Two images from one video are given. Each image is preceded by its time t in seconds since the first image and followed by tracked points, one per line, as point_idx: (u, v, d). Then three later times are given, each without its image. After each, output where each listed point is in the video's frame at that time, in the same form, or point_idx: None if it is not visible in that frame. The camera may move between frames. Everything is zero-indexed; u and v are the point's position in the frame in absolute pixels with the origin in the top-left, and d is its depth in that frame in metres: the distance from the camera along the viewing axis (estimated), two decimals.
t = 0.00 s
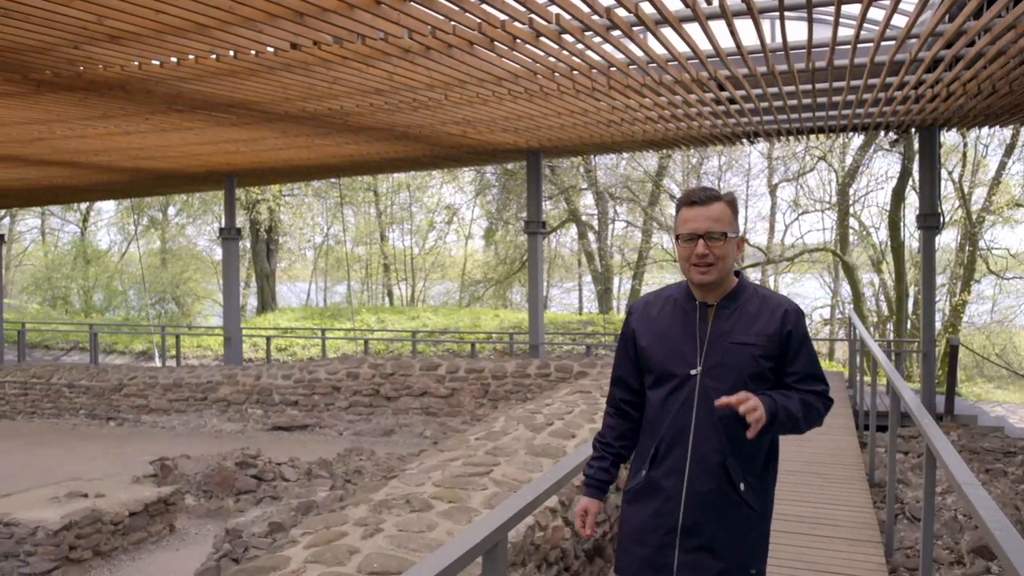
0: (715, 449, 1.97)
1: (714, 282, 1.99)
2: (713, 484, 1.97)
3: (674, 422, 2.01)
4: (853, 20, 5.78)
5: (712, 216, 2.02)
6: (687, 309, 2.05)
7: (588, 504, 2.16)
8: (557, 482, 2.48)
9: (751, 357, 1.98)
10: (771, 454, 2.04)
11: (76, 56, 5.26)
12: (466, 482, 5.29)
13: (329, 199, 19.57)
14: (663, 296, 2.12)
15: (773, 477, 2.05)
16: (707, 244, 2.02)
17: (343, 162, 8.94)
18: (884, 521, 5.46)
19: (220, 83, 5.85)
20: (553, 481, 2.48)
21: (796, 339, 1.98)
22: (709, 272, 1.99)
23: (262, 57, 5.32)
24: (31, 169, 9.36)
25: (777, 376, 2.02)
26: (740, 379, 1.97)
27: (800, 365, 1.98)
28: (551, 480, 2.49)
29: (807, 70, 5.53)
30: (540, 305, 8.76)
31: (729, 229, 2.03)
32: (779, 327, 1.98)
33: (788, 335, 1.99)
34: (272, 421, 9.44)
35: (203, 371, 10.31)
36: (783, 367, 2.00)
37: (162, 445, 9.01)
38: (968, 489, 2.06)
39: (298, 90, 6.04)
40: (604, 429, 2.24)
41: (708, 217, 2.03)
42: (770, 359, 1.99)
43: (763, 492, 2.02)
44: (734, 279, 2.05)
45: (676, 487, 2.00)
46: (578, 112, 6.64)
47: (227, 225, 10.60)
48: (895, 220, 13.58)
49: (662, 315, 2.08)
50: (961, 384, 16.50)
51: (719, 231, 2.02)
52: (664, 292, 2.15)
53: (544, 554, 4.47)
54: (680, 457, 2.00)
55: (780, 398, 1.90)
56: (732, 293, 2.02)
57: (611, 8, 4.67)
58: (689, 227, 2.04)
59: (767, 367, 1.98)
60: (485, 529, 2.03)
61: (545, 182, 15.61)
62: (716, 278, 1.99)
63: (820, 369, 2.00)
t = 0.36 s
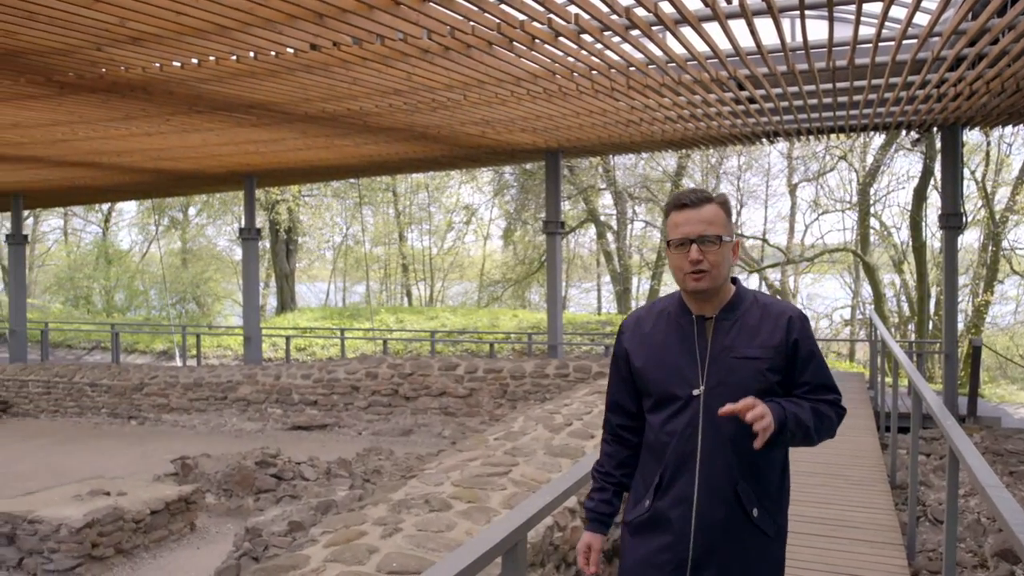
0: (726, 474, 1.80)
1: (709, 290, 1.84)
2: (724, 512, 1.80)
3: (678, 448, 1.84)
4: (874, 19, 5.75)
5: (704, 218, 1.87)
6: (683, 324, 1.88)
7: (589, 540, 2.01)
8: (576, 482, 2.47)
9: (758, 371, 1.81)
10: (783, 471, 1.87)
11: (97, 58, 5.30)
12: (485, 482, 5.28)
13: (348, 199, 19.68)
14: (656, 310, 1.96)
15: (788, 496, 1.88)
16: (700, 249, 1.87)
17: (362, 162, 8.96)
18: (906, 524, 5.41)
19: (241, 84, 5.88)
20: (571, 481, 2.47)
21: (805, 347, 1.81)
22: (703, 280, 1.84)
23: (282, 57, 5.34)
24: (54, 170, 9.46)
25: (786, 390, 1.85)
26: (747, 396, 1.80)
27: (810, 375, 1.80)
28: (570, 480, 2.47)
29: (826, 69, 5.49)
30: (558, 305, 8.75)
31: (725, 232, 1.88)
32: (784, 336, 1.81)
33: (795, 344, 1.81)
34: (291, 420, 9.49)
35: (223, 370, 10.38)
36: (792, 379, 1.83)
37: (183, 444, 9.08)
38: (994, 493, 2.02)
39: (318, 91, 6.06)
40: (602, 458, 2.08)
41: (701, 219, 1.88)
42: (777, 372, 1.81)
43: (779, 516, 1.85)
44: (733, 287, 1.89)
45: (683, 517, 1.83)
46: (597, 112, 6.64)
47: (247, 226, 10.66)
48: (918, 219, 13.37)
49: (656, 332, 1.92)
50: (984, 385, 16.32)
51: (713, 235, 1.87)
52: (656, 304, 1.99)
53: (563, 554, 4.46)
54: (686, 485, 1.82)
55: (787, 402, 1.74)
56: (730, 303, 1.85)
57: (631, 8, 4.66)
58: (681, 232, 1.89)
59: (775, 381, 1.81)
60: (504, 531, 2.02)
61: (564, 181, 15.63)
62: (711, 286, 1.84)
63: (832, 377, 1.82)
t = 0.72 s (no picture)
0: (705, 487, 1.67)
1: (681, 281, 1.73)
2: (704, 530, 1.67)
3: (652, 459, 1.69)
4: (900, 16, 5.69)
5: (673, 202, 1.74)
6: (648, 323, 1.75)
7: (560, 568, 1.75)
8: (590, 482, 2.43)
9: (734, 372, 1.69)
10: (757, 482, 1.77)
11: (123, 60, 5.35)
12: (506, 482, 5.29)
13: (370, 199, 19.79)
14: (615, 310, 1.81)
15: (767, 505, 1.77)
16: (670, 236, 1.74)
17: (383, 163, 8.99)
18: (932, 527, 5.36)
19: (265, 85, 5.91)
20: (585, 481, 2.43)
21: (779, 344, 1.71)
22: (674, 271, 1.73)
23: (305, 58, 5.37)
24: (80, 171, 9.57)
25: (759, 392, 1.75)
26: (723, 399, 1.68)
27: (783, 375, 1.71)
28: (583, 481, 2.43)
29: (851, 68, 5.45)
30: (579, 304, 8.74)
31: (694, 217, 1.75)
32: (759, 332, 1.71)
33: (769, 340, 1.72)
34: (313, 420, 9.54)
35: (246, 370, 10.44)
36: (766, 380, 1.73)
37: (206, 443, 9.14)
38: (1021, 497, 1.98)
39: (339, 91, 6.08)
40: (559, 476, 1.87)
41: (669, 204, 1.75)
42: (753, 371, 1.71)
43: (760, 529, 1.74)
44: (698, 281, 1.78)
45: (661, 539, 1.67)
46: (620, 112, 6.63)
47: (269, 226, 10.71)
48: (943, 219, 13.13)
49: (618, 334, 1.77)
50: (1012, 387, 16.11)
51: (680, 221, 1.74)
52: (614, 303, 1.84)
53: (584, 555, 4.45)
54: (663, 501, 1.68)
55: (758, 433, 1.64)
56: (700, 297, 1.74)
57: (654, 8, 4.64)
58: (647, 217, 1.75)
59: (751, 381, 1.70)
60: (530, 528, 2.01)
61: (585, 182, 15.64)
62: (681, 277, 1.73)
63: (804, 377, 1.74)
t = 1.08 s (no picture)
0: (701, 502, 1.54)
1: (673, 277, 1.60)
2: (703, 548, 1.54)
3: (644, 473, 1.56)
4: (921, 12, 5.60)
5: (665, 191, 1.61)
6: (633, 323, 1.61)
7: None
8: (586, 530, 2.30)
9: (727, 377, 1.57)
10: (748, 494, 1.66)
11: (146, 61, 5.39)
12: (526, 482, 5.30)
13: (390, 199, 19.88)
14: (595, 307, 1.66)
15: (761, 524, 1.65)
16: (665, 228, 1.60)
17: (403, 163, 9.02)
18: (955, 530, 5.30)
19: (286, 86, 5.94)
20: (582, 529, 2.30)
21: (768, 346, 1.62)
22: (669, 266, 1.60)
23: (326, 59, 5.38)
24: (103, 172, 9.68)
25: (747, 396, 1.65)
26: (718, 406, 1.56)
27: (774, 379, 1.63)
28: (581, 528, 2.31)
29: (874, 67, 5.41)
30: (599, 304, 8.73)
31: (687, 208, 1.63)
32: (752, 333, 1.61)
33: (761, 342, 1.62)
34: (333, 420, 9.59)
35: (267, 369, 10.50)
36: (755, 385, 1.63)
37: (228, 442, 9.21)
38: None
39: (360, 91, 6.10)
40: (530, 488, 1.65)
41: (661, 194, 1.62)
42: (746, 375, 1.60)
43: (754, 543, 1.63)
44: (687, 276, 1.66)
45: (654, 558, 1.54)
46: (640, 112, 6.61)
47: (290, 226, 10.76)
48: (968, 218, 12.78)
49: (599, 334, 1.62)
50: None
51: (674, 214, 1.61)
52: (591, 299, 1.68)
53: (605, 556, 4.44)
54: (658, 517, 1.55)
55: (756, 441, 1.55)
56: (690, 295, 1.61)
57: (674, 7, 4.61)
58: (638, 207, 1.62)
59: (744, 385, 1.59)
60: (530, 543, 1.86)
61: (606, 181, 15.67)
62: (673, 273, 1.60)
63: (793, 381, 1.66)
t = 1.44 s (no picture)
0: (693, 539, 1.52)
1: (683, 294, 1.57)
2: None
3: (635, 503, 1.55)
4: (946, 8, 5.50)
5: (675, 201, 1.57)
6: (635, 341, 1.60)
7: None
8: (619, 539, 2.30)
9: (735, 403, 1.53)
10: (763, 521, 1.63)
11: (168, 63, 5.44)
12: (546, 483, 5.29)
13: (409, 200, 19.92)
14: (600, 318, 1.66)
15: (770, 560, 1.61)
16: (674, 243, 1.56)
17: (423, 163, 9.04)
18: (980, 533, 5.24)
19: (307, 87, 5.97)
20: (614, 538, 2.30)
21: (791, 370, 1.55)
22: (678, 283, 1.56)
23: (346, 60, 5.41)
24: (125, 173, 9.75)
25: (766, 418, 1.59)
26: (723, 435, 1.52)
27: (797, 406, 1.56)
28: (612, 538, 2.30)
29: (897, 65, 5.36)
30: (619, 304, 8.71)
31: (698, 218, 1.58)
32: (769, 356, 1.55)
33: (781, 365, 1.55)
34: (353, 419, 9.62)
35: (287, 369, 10.54)
36: (772, 408, 1.58)
37: (249, 441, 9.25)
38: None
39: (380, 92, 6.13)
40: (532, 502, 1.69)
41: (670, 203, 1.58)
42: (758, 403, 1.54)
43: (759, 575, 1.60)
44: (699, 286, 1.63)
45: None
46: (659, 112, 6.60)
47: (310, 227, 10.80)
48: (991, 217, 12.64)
49: (601, 349, 1.62)
50: None
51: (685, 224, 1.57)
52: (598, 310, 1.69)
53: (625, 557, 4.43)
54: (647, 551, 1.54)
55: (781, 445, 1.53)
56: (700, 310, 1.58)
57: (695, 6, 4.60)
58: (645, 219, 1.58)
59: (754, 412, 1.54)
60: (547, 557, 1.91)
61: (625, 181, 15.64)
62: (683, 289, 1.56)
63: (819, 406, 1.58)
